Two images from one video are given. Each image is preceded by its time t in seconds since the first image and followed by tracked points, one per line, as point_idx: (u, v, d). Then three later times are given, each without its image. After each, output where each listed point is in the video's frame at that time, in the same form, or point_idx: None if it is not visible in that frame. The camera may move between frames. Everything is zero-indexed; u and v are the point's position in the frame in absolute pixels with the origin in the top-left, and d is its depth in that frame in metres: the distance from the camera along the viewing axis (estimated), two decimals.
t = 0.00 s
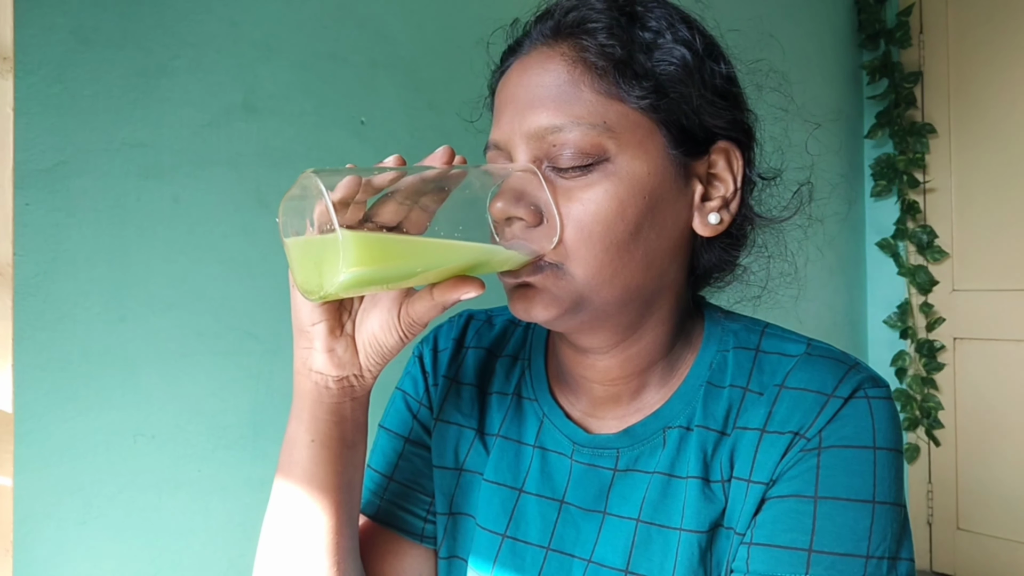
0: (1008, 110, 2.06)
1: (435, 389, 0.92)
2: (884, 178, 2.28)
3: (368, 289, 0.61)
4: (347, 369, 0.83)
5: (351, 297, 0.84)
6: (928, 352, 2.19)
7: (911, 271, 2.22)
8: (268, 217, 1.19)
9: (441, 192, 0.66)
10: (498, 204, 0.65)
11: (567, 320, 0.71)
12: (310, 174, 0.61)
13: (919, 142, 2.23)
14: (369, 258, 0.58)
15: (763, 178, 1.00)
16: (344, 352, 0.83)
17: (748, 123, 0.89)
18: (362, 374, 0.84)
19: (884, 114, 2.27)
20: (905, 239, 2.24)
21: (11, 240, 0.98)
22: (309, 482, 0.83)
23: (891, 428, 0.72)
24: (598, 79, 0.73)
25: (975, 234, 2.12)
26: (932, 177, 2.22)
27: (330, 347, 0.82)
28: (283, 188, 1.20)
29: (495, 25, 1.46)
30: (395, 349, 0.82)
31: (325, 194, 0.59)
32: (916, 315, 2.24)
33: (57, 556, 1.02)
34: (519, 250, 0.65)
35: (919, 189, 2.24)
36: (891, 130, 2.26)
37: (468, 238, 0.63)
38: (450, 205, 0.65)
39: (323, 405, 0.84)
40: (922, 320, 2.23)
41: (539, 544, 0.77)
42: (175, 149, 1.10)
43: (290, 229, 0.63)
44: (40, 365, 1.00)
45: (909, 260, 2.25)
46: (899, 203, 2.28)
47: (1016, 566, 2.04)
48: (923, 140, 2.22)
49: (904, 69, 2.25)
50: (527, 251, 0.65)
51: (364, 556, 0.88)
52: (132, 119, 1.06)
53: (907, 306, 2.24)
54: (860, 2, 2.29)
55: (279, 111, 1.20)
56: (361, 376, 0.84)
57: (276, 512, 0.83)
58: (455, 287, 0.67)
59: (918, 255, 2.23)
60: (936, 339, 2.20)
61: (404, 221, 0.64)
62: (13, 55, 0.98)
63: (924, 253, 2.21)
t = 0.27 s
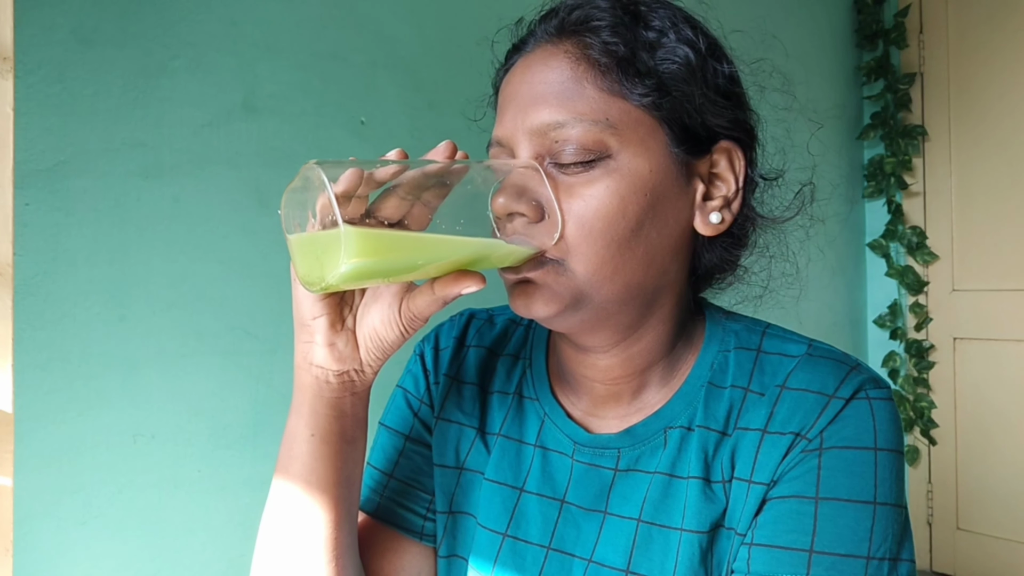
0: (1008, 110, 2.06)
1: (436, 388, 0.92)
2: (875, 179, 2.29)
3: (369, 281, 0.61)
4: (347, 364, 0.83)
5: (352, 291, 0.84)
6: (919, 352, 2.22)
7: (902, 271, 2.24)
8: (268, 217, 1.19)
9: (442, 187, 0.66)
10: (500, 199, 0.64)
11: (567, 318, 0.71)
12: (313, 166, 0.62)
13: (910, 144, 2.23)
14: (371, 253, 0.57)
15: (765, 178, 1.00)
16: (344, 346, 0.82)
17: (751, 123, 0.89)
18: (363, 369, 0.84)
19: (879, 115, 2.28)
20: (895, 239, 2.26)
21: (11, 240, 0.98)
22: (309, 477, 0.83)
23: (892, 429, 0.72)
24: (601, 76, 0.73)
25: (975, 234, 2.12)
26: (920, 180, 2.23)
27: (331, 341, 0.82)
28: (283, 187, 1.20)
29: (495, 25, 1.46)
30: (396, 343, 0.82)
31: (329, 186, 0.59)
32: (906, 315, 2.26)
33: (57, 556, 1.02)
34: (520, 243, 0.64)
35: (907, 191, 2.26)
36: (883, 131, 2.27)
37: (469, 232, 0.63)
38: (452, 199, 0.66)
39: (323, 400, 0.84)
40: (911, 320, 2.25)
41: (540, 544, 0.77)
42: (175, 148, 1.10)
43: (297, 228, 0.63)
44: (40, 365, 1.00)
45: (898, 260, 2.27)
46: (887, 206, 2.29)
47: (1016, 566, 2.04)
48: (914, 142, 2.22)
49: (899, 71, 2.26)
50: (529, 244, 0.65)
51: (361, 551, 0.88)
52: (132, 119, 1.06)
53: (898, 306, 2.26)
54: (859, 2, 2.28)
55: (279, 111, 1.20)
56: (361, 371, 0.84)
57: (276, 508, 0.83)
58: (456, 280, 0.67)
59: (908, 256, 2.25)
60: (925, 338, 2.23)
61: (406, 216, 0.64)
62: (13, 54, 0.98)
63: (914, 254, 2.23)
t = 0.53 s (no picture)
0: (1008, 110, 2.06)
1: (438, 386, 0.92)
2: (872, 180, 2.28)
3: (372, 275, 0.61)
4: (349, 359, 0.83)
5: (354, 286, 0.84)
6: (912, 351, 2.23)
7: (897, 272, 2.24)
8: (268, 217, 1.19)
9: (445, 183, 0.65)
10: (502, 195, 0.64)
11: (568, 315, 0.71)
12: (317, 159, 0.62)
13: (907, 144, 2.23)
14: (374, 248, 0.57)
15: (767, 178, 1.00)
16: (346, 342, 0.82)
17: (754, 123, 0.88)
18: (365, 364, 0.84)
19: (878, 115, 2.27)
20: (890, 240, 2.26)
21: (11, 240, 0.98)
22: (309, 471, 0.82)
23: (894, 430, 0.71)
24: (605, 74, 0.73)
25: (975, 234, 2.12)
26: (917, 181, 2.24)
27: (333, 336, 0.82)
28: (284, 188, 1.20)
29: (496, 26, 1.46)
30: (398, 339, 0.82)
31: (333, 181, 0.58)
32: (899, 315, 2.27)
33: (57, 556, 1.02)
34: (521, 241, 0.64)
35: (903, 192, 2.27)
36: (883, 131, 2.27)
37: (471, 227, 0.63)
38: (454, 196, 0.64)
39: (324, 395, 0.83)
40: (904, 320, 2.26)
41: (541, 543, 0.77)
42: (175, 149, 1.10)
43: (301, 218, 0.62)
44: (40, 365, 1.00)
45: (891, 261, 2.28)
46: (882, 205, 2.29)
47: (1016, 566, 2.04)
48: (910, 143, 2.23)
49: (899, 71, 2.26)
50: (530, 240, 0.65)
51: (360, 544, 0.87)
52: (132, 119, 1.06)
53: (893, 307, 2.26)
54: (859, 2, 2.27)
55: (279, 111, 1.20)
56: (363, 367, 0.84)
57: (276, 503, 0.82)
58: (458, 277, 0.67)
59: (901, 256, 2.26)
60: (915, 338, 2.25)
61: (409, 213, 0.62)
62: (13, 55, 0.98)
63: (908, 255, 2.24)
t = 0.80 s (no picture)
0: (1008, 110, 2.06)
1: (440, 385, 0.92)
2: (873, 178, 2.29)
3: (373, 270, 0.61)
4: (350, 355, 0.83)
5: (356, 283, 0.84)
6: (911, 352, 2.23)
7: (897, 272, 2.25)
8: (268, 217, 1.19)
9: (447, 179, 0.65)
10: (504, 194, 0.64)
11: (569, 313, 0.70)
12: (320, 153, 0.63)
13: (910, 143, 2.23)
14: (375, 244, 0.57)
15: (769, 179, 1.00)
16: (348, 337, 0.82)
17: (756, 123, 0.88)
18: (366, 360, 0.83)
19: (879, 114, 2.28)
20: (891, 240, 2.26)
21: (11, 240, 0.98)
22: (310, 467, 0.82)
23: (896, 431, 0.71)
24: (607, 73, 0.73)
25: (975, 234, 2.12)
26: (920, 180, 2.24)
27: (334, 332, 0.82)
28: (283, 188, 1.20)
29: (496, 26, 1.46)
30: (399, 335, 0.82)
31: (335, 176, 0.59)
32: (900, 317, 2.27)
33: (57, 556, 1.02)
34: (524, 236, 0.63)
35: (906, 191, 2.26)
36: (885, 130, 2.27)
37: (473, 222, 0.63)
38: (456, 193, 0.65)
39: (325, 391, 0.83)
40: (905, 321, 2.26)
41: (542, 542, 0.77)
42: (175, 149, 1.10)
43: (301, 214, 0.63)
44: (40, 365, 1.00)
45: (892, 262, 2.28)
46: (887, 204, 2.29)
47: (1016, 566, 2.04)
48: (914, 142, 2.22)
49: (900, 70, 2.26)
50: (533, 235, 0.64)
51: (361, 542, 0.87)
52: (132, 118, 1.06)
53: (898, 308, 2.26)
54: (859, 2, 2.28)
55: (279, 111, 1.20)
56: (364, 363, 0.83)
57: (277, 500, 0.82)
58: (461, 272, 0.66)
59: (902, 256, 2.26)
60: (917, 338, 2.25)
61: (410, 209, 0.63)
62: (13, 54, 0.97)
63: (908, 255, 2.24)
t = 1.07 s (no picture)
0: (1008, 110, 2.06)
1: (441, 383, 0.92)
2: (875, 177, 2.28)
3: (374, 264, 0.61)
4: (350, 350, 0.83)
5: (358, 278, 0.84)
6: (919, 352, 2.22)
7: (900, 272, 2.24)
8: (268, 217, 1.19)
9: (449, 176, 0.66)
10: (506, 191, 0.64)
11: (569, 311, 0.70)
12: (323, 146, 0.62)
13: (912, 144, 2.23)
14: (377, 239, 0.57)
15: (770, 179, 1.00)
16: (348, 332, 0.82)
17: (759, 123, 0.88)
18: (366, 356, 0.84)
19: (880, 114, 2.28)
20: (893, 240, 2.26)
21: (11, 240, 0.98)
22: (310, 461, 0.82)
23: (897, 431, 0.71)
24: (610, 71, 0.73)
25: (975, 234, 2.12)
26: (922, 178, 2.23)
27: (335, 327, 0.82)
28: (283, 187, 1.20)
29: (497, 26, 1.46)
30: (400, 331, 0.82)
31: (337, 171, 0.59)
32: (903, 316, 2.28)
33: (57, 556, 1.02)
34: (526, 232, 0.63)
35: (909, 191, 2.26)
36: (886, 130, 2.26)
37: (473, 218, 0.63)
38: (459, 191, 0.65)
39: (325, 385, 0.83)
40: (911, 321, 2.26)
41: (543, 541, 0.77)
42: (175, 148, 1.10)
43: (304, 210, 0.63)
44: (40, 365, 1.00)
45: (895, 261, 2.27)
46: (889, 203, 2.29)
47: (1016, 566, 2.04)
48: (916, 142, 2.22)
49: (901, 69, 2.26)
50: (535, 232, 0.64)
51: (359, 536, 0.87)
52: (132, 118, 1.06)
53: (904, 307, 2.25)
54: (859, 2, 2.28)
55: (278, 111, 1.20)
56: (364, 358, 0.84)
57: (277, 494, 0.82)
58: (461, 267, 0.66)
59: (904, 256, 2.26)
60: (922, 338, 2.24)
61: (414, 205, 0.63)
62: (13, 55, 0.97)
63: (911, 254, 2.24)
